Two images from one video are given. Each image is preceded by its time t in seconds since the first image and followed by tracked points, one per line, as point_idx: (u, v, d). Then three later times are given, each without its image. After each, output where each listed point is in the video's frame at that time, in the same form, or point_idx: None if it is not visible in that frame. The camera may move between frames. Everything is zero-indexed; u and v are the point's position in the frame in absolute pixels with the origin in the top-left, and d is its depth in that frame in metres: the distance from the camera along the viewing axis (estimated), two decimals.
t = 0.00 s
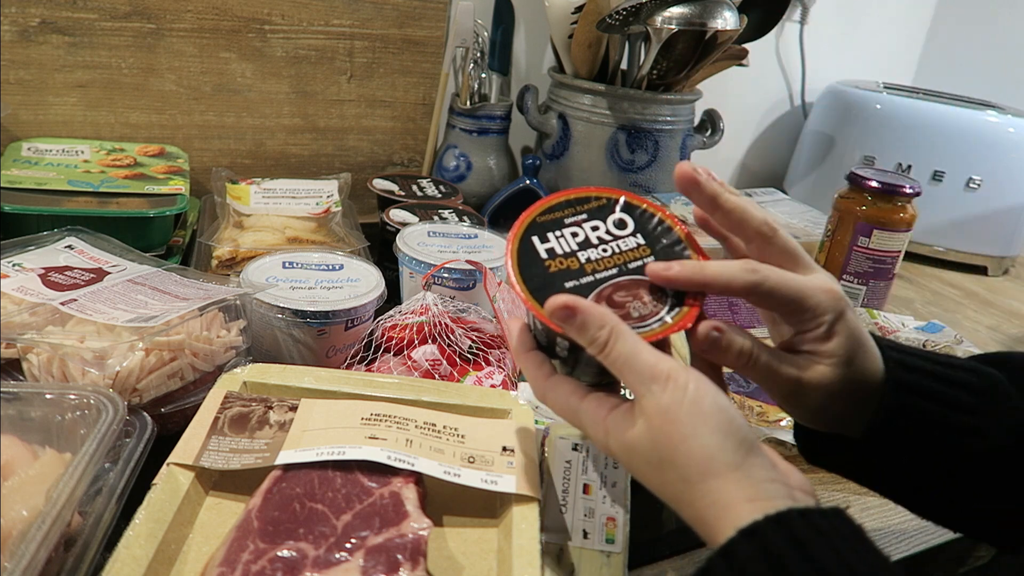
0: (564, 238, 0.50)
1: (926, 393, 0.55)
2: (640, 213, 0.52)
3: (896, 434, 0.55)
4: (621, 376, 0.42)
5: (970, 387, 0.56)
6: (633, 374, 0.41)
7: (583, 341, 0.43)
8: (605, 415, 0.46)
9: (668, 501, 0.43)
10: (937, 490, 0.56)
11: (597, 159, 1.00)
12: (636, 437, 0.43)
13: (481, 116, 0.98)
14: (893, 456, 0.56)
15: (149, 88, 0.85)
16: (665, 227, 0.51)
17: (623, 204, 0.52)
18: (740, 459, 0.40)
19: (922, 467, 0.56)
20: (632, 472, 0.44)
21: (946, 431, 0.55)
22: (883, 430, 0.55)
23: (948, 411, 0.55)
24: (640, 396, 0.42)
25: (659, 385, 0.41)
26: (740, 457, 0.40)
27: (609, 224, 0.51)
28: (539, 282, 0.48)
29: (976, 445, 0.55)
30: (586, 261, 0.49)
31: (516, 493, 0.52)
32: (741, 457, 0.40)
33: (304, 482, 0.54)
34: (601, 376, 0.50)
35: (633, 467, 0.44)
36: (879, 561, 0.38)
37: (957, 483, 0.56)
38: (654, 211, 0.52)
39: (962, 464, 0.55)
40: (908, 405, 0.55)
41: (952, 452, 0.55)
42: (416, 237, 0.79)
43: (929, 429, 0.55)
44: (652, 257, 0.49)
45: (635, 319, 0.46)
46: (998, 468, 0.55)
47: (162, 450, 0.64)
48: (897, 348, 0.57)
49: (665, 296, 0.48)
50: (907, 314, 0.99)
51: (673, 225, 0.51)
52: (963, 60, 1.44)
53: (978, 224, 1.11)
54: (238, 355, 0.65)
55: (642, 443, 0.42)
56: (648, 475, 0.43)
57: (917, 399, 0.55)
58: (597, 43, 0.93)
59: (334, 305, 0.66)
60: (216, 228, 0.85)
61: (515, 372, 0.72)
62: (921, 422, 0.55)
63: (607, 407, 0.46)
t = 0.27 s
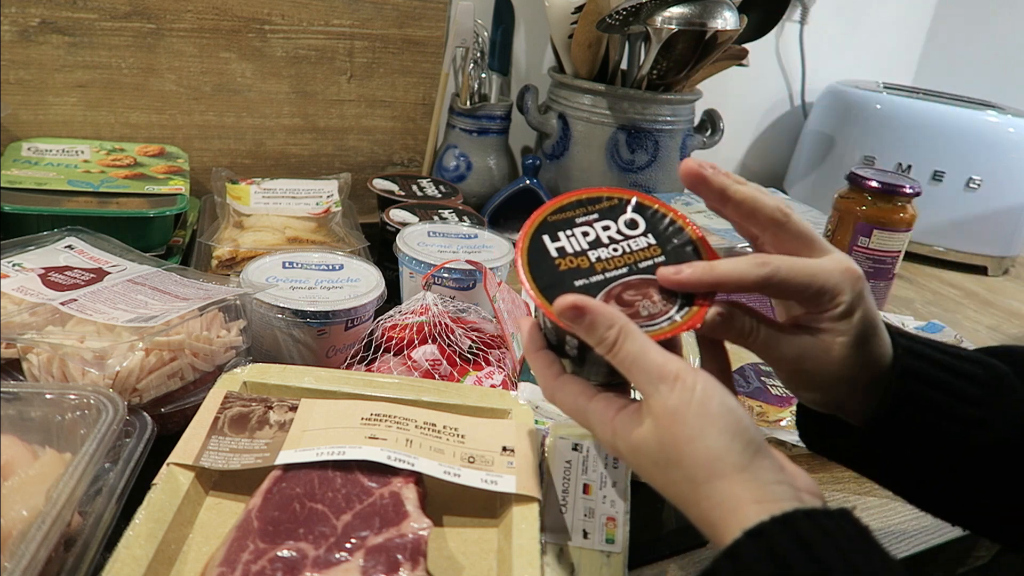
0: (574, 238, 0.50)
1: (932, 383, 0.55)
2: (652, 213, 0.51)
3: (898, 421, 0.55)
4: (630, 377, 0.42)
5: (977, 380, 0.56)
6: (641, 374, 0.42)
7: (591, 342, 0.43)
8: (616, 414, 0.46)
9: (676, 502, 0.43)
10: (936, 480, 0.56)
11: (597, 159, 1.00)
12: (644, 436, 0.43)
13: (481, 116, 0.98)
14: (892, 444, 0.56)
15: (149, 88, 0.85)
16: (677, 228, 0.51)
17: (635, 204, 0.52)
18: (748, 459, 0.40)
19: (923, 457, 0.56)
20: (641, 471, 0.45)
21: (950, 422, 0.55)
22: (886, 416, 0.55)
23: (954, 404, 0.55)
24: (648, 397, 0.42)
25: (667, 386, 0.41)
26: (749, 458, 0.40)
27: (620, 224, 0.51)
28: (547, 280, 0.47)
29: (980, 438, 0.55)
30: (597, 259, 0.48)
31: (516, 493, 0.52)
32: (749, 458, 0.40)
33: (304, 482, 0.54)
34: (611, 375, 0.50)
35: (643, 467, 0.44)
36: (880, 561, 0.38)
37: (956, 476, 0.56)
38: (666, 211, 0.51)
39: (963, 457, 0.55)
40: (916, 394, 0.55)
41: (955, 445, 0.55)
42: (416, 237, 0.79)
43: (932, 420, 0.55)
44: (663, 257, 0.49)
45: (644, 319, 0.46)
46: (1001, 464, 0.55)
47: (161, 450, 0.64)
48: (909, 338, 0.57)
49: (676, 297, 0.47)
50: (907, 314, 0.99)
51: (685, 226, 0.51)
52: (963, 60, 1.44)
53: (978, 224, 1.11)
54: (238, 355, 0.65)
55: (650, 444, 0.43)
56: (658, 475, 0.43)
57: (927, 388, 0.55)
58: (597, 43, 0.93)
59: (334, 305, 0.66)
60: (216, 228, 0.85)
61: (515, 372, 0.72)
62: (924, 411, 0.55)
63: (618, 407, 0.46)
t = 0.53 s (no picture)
0: (568, 245, 0.51)
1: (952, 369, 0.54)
2: (648, 213, 0.52)
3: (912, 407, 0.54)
4: (628, 392, 0.43)
5: (994, 370, 0.55)
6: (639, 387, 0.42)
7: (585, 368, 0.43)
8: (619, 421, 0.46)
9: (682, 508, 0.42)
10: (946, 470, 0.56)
11: (597, 159, 1.00)
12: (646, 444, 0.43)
13: (481, 116, 0.98)
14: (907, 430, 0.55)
15: (149, 88, 0.85)
16: (673, 226, 0.51)
17: (632, 203, 0.52)
18: (752, 462, 0.40)
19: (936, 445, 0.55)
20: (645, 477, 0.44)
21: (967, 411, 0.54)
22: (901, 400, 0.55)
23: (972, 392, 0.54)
24: (648, 410, 0.43)
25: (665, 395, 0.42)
26: (752, 460, 0.40)
27: (615, 226, 0.52)
28: (540, 294, 0.49)
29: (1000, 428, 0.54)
30: (589, 268, 0.50)
31: (516, 493, 0.52)
32: (752, 460, 0.40)
33: (304, 482, 0.54)
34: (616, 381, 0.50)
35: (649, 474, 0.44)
36: (881, 561, 0.38)
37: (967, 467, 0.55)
38: (661, 210, 0.52)
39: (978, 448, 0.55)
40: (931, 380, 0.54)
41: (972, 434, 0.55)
42: (416, 237, 0.79)
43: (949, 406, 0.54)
44: (657, 261, 0.50)
45: (636, 329, 0.47)
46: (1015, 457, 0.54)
47: (162, 450, 0.64)
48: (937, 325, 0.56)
49: (669, 303, 0.48)
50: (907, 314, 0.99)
51: (681, 224, 0.51)
52: (963, 60, 1.44)
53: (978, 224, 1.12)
54: (238, 355, 0.65)
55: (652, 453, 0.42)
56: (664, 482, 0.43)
57: (944, 374, 0.54)
58: (597, 43, 0.93)
59: (334, 305, 0.66)
60: (216, 228, 0.85)
61: (515, 372, 0.72)
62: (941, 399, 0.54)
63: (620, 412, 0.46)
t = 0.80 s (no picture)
0: (569, 254, 0.51)
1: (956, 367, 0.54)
2: (655, 232, 0.52)
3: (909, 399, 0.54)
4: (614, 412, 0.43)
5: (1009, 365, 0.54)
6: (625, 407, 0.42)
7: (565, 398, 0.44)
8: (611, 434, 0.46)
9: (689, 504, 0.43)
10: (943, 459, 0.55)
11: (597, 159, 1.00)
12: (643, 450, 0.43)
13: (481, 116, 0.98)
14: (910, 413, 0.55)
15: (148, 88, 0.85)
16: (678, 249, 0.51)
17: (639, 220, 0.52)
18: (752, 456, 0.40)
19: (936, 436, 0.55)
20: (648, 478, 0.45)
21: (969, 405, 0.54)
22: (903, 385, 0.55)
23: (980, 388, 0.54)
24: (638, 425, 0.43)
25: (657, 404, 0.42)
26: (752, 454, 0.41)
27: (619, 241, 0.51)
28: (534, 302, 0.50)
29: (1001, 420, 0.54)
30: (587, 281, 0.50)
31: (516, 493, 0.52)
32: (753, 454, 0.40)
33: (304, 482, 0.54)
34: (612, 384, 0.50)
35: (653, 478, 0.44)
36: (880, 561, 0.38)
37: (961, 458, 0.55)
38: (668, 230, 0.52)
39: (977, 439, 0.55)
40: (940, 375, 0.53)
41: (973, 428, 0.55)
42: (416, 237, 0.79)
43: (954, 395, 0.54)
44: (656, 284, 0.50)
45: (625, 352, 0.48)
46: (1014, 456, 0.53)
47: (162, 450, 0.64)
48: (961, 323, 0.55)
49: (661, 329, 0.49)
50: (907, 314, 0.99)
51: (685, 248, 0.51)
52: (964, 60, 1.44)
53: (978, 224, 1.12)
54: (238, 355, 0.65)
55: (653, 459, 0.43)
56: (669, 484, 0.43)
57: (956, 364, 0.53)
58: (597, 43, 0.93)
59: (334, 305, 0.66)
60: (216, 228, 0.85)
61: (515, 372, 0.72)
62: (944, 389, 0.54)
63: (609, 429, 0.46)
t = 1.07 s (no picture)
0: (558, 265, 0.51)
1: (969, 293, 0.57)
2: (641, 241, 0.52)
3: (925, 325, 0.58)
4: (607, 417, 0.43)
5: None
6: (618, 412, 0.42)
7: (558, 402, 0.44)
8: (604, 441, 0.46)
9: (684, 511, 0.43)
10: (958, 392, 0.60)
11: (597, 159, 1.00)
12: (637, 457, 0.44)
13: (481, 116, 0.98)
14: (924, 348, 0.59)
15: (149, 88, 0.85)
16: (666, 257, 0.52)
17: (626, 230, 0.53)
18: (747, 462, 0.41)
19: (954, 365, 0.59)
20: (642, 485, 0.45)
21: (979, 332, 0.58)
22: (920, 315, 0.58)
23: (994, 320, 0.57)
24: (633, 431, 0.43)
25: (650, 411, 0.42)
26: (746, 460, 0.41)
27: (607, 251, 0.52)
28: (525, 313, 0.50)
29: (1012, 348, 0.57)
30: (576, 291, 0.50)
31: (516, 493, 0.52)
32: (748, 460, 0.41)
33: (304, 482, 0.54)
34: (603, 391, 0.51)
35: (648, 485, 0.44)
36: (879, 561, 0.38)
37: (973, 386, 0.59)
38: (654, 239, 0.52)
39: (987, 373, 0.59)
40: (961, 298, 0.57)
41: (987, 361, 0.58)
42: (416, 237, 0.79)
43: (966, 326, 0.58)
44: (646, 291, 0.51)
45: (618, 358, 0.48)
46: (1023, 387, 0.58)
47: (161, 450, 0.64)
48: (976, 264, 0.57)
49: (653, 335, 0.49)
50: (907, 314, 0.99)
51: (673, 255, 0.52)
52: (964, 60, 1.44)
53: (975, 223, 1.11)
54: (238, 355, 0.65)
55: (648, 465, 0.43)
56: (664, 491, 0.43)
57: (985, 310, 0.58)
58: (597, 43, 0.93)
59: (334, 305, 0.66)
60: (215, 228, 0.85)
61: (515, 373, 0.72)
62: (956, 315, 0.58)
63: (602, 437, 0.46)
